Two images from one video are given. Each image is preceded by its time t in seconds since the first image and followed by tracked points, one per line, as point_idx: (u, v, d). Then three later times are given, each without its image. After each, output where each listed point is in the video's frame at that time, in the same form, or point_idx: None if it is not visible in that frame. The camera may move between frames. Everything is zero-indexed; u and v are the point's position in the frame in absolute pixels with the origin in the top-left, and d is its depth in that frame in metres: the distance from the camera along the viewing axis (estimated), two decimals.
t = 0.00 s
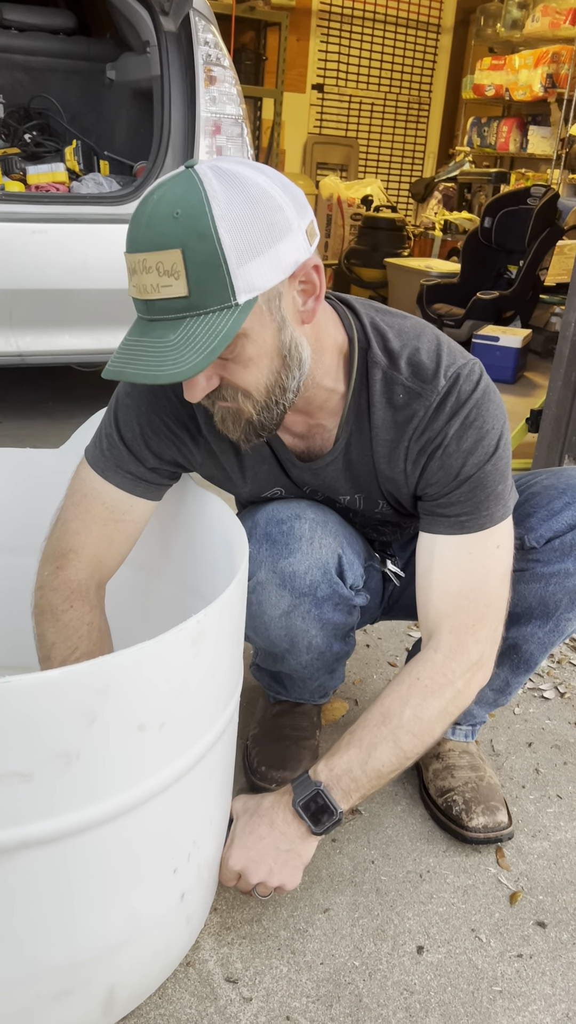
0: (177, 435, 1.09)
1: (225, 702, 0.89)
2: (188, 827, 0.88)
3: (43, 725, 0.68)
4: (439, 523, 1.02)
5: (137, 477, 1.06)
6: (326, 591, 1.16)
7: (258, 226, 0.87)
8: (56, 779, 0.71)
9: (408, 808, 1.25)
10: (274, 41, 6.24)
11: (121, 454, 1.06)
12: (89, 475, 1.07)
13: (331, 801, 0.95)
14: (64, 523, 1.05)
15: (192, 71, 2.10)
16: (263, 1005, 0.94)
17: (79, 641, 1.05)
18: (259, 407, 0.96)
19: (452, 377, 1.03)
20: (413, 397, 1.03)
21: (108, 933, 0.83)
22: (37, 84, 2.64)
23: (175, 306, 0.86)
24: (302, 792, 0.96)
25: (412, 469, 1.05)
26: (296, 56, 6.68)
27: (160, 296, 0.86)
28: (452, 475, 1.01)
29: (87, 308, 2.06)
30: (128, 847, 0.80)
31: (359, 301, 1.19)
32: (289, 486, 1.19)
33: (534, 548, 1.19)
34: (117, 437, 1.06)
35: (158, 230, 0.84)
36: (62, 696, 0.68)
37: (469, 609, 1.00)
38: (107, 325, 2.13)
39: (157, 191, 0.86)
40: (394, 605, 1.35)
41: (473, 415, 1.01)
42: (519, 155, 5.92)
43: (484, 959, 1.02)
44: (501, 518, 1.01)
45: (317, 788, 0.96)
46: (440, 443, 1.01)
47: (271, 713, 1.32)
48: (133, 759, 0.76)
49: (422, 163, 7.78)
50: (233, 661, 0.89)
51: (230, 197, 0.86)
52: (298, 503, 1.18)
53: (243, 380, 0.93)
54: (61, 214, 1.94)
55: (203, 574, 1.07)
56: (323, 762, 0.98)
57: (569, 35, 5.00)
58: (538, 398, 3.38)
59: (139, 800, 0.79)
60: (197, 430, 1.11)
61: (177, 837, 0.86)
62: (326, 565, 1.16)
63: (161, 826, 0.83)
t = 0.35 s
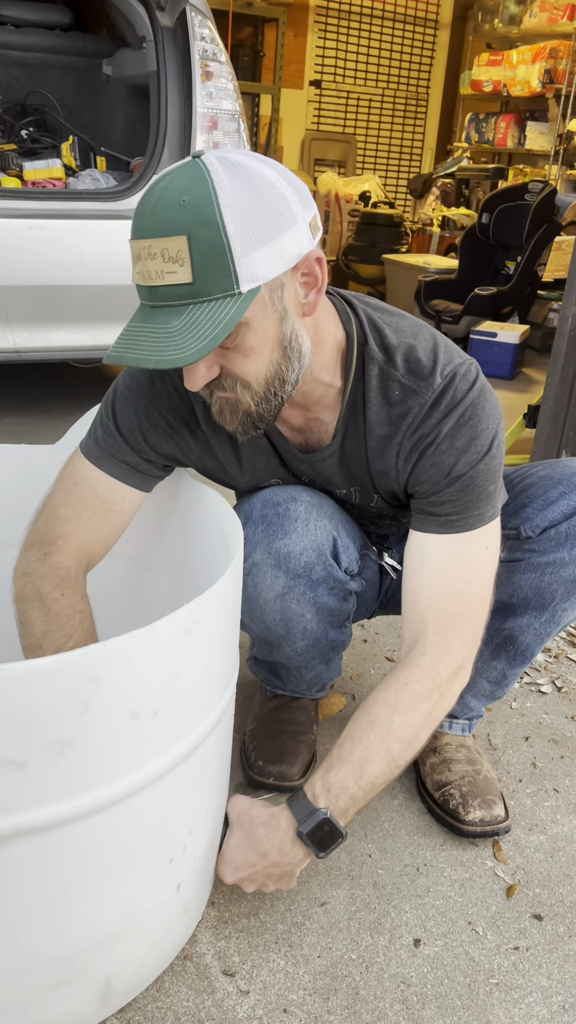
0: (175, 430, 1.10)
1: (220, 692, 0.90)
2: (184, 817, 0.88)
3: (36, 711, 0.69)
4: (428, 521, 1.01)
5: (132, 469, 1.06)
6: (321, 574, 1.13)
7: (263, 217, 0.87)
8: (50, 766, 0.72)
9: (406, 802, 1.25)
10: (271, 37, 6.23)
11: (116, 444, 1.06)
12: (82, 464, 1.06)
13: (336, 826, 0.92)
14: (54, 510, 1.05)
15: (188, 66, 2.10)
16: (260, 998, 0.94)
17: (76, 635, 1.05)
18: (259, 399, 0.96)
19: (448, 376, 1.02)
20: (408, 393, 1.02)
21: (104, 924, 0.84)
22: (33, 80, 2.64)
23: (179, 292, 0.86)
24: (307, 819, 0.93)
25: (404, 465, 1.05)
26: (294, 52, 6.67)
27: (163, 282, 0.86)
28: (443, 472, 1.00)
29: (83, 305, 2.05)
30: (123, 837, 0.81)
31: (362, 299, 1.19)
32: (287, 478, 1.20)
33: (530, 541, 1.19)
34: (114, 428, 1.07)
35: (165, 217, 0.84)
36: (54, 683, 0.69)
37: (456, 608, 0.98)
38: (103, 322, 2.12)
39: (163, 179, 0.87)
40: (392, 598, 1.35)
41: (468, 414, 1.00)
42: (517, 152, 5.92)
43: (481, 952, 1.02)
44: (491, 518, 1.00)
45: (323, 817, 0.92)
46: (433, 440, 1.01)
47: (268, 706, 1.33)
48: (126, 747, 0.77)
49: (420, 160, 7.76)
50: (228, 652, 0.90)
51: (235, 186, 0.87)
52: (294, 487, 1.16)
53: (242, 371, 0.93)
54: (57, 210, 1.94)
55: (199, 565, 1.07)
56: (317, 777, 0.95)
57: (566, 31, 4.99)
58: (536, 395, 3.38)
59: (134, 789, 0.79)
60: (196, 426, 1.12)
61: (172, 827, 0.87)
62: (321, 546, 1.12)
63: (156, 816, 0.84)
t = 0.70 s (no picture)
0: (172, 438, 1.08)
1: (225, 690, 0.89)
2: (189, 816, 0.88)
3: (40, 710, 0.69)
4: (441, 526, 1.00)
5: (126, 476, 1.06)
6: (326, 578, 1.12)
7: (276, 224, 0.83)
8: (55, 765, 0.72)
9: (411, 802, 1.25)
10: (272, 39, 6.23)
11: (111, 451, 1.05)
12: (75, 471, 1.05)
13: (341, 815, 0.92)
14: (45, 514, 1.03)
15: (189, 66, 2.10)
16: (267, 998, 0.94)
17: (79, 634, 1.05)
18: (271, 412, 0.91)
19: (454, 379, 1.00)
20: (414, 399, 1.00)
21: (110, 923, 0.83)
22: (35, 82, 2.64)
23: (192, 304, 0.81)
24: (312, 806, 0.93)
25: (414, 472, 1.03)
26: (294, 54, 6.68)
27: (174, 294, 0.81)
28: (454, 477, 0.98)
29: (85, 305, 2.05)
30: (128, 836, 0.81)
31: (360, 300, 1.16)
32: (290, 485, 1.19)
33: (536, 538, 1.19)
34: (109, 436, 1.06)
35: (176, 225, 0.80)
36: (59, 681, 0.69)
37: (473, 612, 0.98)
38: (106, 322, 2.12)
39: (171, 188, 0.82)
40: (396, 596, 1.35)
41: (475, 417, 0.98)
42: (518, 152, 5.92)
43: (489, 952, 1.01)
44: (504, 520, 0.99)
45: (328, 805, 0.92)
46: (442, 445, 0.99)
47: (273, 707, 1.32)
48: (131, 744, 0.77)
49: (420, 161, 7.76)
50: (232, 649, 0.90)
51: (248, 193, 0.82)
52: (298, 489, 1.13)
53: (256, 384, 0.88)
54: (59, 211, 1.93)
55: (202, 567, 1.07)
56: (328, 770, 0.95)
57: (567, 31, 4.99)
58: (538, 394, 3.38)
59: (139, 787, 0.79)
60: (193, 434, 1.10)
61: (178, 826, 0.86)
62: (326, 550, 1.11)
63: (161, 814, 0.83)
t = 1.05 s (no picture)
0: (167, 414, 1.03)
1: (227, 670, 0.85)
2: (189, 802, 0.84)
3: (25, 684, 0.65)
4: (453, 501, 0.95)
5: (120, 454, 1.01)
6: (332, 556, 1.05)
7: (275, 178, 0.79)
8: (43, 743, 0.68)
9: (422, 793, 1.20)
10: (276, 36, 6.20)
11: (104, 429, 1.01)
12: (71, 448, 1.01)
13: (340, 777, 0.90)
14: (42, 493, 1.00)
15: (192, 49, 2.06)
16: (272, 996, 0.89)
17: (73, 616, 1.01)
18: (275, 376, 0.87)
19: (464, 347, 0.95)
20: (423, 370, 0.95)
21: (105, 915, 0.79)
22: (35, 70, 2.61)
23: (188, 262, 0.77)
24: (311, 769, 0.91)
25: (424, 447, 0.98)
26: (299, 52, 6.65)
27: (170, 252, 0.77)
28: (466, 449, 0.93)
29: (87, 293, 2.02)
30: (123, 821, 0.76)
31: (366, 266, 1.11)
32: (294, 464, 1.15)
33: (552, 516, 1.13)
34: (102, 411, 1.01)
35: (169, 180, 0.75)
36: (47, 652, 0.65)
37: (488, 588, 0.93)
38: (107, 309, 2.08)
39: (164, 139, 0.78)
40: (405, 580, 1.31)
41: (487, 386, 0.93)
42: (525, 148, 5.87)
43: (505, 948, 0.96)
44: (519, 494, 0.94)
45: (324, 765, 0.90)
46: (453, 416, 0.94)
47: (279, 697, 1.27)
48: (126, 722, 0.73)
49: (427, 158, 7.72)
50: (234, 628, 0.85)
51: (245, 145, 0.78)
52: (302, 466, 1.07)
53: (258, 346, 0.83)
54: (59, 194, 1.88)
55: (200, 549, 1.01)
56: (335, 742, 0.92)
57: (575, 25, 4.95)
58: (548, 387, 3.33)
59: (134, 769, 0.75)
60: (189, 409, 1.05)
61: (177, 812, 0.82)
62: (332, 528, 1.04)
63: (158, 799, 0.79)
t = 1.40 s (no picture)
0: (162, 381, 0.93)
1: (220, 641, 0.78)
2: (180, 786, 0.76)
3: None
4: (466, 464, 0.88)
5: (114, 428, 0.92)
6: (338, 525, 0.97)
7: (288, 98, 0.73)
8: (14, 710, 0.61)
9: (435, 790, 1.12)
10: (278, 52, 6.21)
11: (99, 401, 0.92)
12: (68, 424, 0.93)
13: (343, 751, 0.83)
14: (44, 472, 0.92)
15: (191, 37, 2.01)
16: (274, 1005, 0.81)
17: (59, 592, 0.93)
18: (284, 320, 0.81)
19: (485, 300, 0.88)
20: (441, 324, 0.88)
21: (86, 909, 0.71)
22: (34, 67, 2.57)
23: (193, 185, 0.71)
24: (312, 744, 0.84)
25: (438, 409, 0.91)
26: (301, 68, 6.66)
27: (172, 175, 0.71)
28: (484, 410, 0.87)
29: (82, 282, 1.91)
30: (106, 802, 0.69)
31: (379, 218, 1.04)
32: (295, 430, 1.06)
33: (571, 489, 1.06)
34: (95, 381, 0.92)
35: (173, 94, 0.69)
36: (17, 606, 0.59)
37: (496, 552, 0.86)
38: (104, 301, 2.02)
39: (167, 55, 0.72)
40: (413, 567, 1.22)
41: (508, 342, 0.86)
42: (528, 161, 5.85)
43: (529, 954, 0.88)
44: (532, 457, 0.88)
45: (323, 735, 0.85)
46: (472, 374, 0.87)
47: (281, 688, 1.20)
48: (108, 690, 0.66)
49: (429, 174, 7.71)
50: (229, 596, 0.79)
51: (255, 61, 0.72)
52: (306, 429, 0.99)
53: (266, 284, 0.77)
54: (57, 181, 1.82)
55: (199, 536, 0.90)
56: (341, 728, 0.85)
57: None
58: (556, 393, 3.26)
59: (117, 743, 0.68)
60: (185, 375, 0.95)
61: (166, 795, 0.75)
62: (338, 493, 0.96)
63: (145, 779, 0.72)
